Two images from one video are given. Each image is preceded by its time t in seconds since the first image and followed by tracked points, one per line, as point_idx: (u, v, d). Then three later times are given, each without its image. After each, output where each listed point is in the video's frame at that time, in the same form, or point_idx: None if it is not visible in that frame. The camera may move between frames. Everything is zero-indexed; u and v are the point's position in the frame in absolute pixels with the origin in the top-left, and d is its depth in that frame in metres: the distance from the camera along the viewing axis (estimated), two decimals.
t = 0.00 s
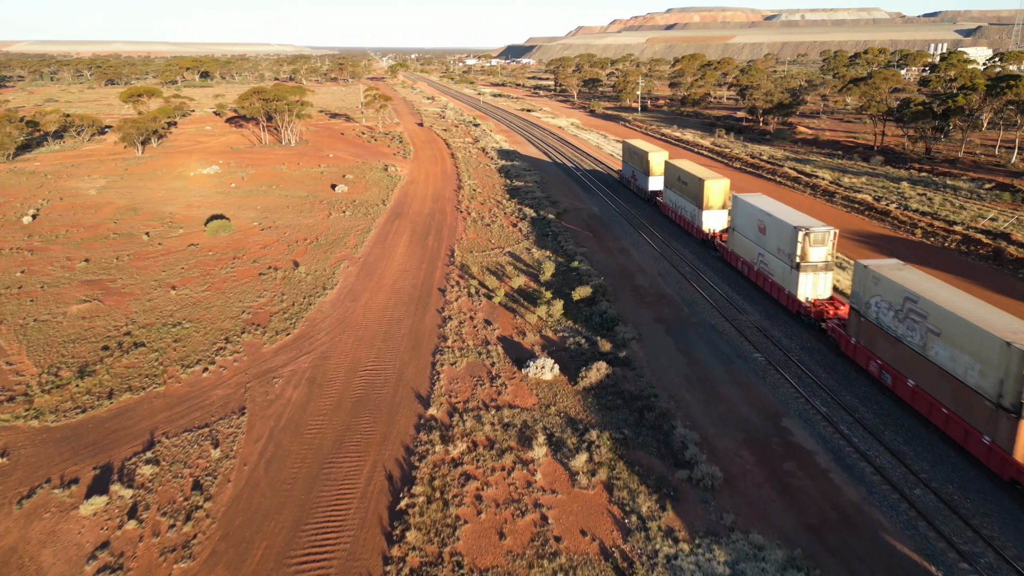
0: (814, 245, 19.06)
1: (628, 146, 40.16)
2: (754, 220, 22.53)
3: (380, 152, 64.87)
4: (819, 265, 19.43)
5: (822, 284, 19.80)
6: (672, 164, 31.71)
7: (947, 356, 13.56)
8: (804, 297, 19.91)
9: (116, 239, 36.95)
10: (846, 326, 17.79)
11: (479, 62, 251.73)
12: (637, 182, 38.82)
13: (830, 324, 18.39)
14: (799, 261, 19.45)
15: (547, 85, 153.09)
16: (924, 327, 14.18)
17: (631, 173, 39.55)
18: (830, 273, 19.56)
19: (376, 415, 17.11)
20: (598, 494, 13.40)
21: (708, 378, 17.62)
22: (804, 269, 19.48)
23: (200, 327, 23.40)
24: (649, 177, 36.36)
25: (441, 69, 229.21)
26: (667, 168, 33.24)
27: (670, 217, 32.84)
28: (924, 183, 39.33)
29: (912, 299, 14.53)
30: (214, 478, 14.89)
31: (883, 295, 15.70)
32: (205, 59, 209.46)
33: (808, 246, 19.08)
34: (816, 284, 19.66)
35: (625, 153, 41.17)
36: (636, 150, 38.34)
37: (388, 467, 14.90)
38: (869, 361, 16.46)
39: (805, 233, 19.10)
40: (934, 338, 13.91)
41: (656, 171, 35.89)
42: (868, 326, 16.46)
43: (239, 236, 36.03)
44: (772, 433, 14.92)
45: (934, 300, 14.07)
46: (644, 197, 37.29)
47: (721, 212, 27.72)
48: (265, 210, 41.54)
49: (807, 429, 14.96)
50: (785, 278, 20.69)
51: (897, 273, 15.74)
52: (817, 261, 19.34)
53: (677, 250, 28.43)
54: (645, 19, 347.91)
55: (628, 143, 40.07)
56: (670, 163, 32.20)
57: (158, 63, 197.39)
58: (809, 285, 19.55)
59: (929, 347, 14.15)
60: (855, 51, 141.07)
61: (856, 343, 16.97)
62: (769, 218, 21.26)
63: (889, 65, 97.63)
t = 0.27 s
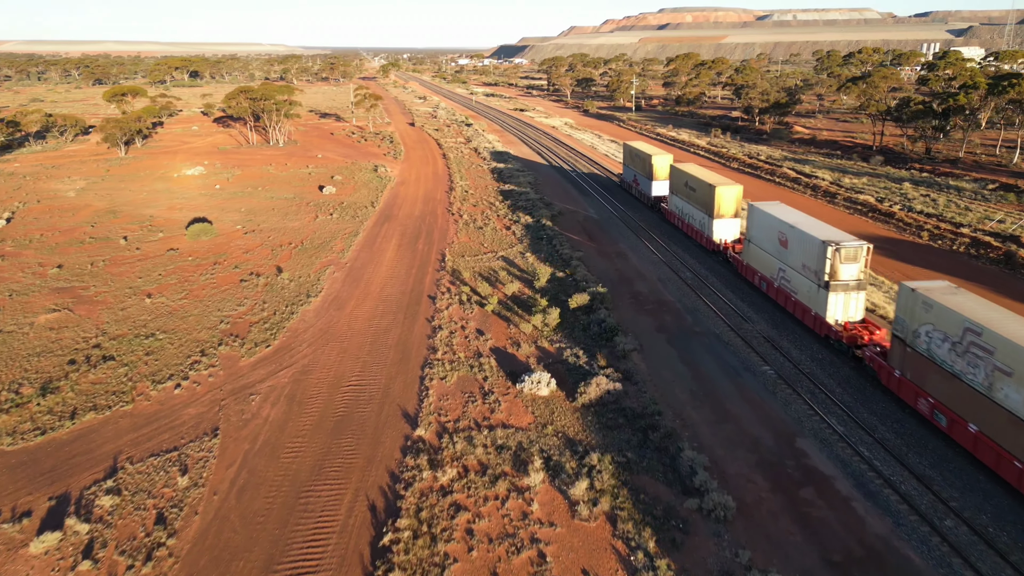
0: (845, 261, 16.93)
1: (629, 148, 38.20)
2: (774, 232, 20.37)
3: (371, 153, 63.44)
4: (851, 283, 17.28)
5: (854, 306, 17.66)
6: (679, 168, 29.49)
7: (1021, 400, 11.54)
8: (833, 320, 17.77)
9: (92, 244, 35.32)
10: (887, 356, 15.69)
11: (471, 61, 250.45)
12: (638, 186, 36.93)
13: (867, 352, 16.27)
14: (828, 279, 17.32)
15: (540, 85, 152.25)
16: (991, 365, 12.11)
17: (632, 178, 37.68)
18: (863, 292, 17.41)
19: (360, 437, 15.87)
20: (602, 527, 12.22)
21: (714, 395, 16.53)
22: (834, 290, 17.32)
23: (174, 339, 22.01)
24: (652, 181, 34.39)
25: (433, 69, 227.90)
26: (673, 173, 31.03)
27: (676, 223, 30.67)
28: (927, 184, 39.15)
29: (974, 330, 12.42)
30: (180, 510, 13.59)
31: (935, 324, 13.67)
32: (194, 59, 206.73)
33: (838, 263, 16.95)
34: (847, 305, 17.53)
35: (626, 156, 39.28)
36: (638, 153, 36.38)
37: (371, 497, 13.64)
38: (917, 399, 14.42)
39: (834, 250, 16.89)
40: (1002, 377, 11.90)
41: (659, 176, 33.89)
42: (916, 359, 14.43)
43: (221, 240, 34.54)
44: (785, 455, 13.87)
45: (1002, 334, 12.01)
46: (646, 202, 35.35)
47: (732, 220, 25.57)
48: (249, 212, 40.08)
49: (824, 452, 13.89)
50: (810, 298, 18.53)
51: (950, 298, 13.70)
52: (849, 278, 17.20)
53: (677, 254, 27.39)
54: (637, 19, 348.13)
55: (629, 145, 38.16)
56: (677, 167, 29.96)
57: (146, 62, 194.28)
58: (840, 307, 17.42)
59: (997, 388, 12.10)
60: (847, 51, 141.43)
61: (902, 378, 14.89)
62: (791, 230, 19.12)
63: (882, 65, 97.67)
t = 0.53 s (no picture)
0: (887, 283, 15.21)
1: (631, 151, 36.41)
2: (801, 248, 18.66)
3: (361, 153, 62.04)
4: (891, 307, 15.61)
5: (895, 332, 16.02)
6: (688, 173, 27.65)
7: None
8: (872, 348, 16.06)
9: (66, 249, 33.65)
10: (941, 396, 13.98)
11: (463, 61, 248.90)
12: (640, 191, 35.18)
13: (916, 389, 14.58)
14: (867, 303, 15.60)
15: (533, 85, 151.32)
16: None
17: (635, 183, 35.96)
18: (905, 319, 15.81)
19: (341, 462, 14.64)
20: (606, 565, 11.07)
21: (723, 413, 15.43)
22: (873, 314, 15.72)
23: (146, 352, 20.60)
24: (658, 187, 32.54)
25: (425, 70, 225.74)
26: (680, 178, 29.20)
27: (684, 233, 28.74)
28: (930, 184, 38.95)
29: None
30: (139, 549, 12.29)
31: (1004, 362, 11.88)
32: (182, 59, 203.42)
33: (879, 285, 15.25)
34: (888, 332, 15.89)
35: (627, 159, 37.55)
36: (641, 156, 34.54)
37: (352, 532, 12.43)
38: (983, 449, 12.63)
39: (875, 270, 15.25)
40: None
41: (665, 182, 32.06)
42: (980, 402, 12.64)
43: (203, 244, 33.00)
44: (803, 483, 12.81)
45: None
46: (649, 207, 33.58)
47: (748, 231, 23.80)
48: (234, 216, 38.60)
49: (844, 479, 12.81)
50: (845, 322, 16.80)
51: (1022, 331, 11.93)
52: (890, 302, 15.53)
53: (678, 259, 26.34)
54: (630, 19, 348.53)
55: (631, 148, 36.38)
56: (685, 172, 28.12)
57: (134, 62, 191.24)
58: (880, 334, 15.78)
59: None
60: (840, 52, 141.78)
61: (962, 423, 13.13)
62: (822, 245, 17.38)
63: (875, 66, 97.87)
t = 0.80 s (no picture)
0: (944, 313, 13.30)
1: (635, 155, 34.47)
2: (836, 268, 16.68)
3: (353, 155, 60.58)
4: (949, 341, 13.59)
5: (952, 370, 13.96)
6: (700, 181, 25.60)
7: None
8: (924, 387, 14.06)
9: (40, 255, 31.98)
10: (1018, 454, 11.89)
11: (457, 61, 247.60)
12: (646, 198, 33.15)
13: (985, 441, 12.52)
14: (920, 335, 13.61)
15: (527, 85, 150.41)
16: None
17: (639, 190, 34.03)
18: (964, 354, 13.73)
19: (323, 493, 13.44)
20: None
21: (735, 438, 14.37)
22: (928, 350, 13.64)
23: (117, 369, 19.19)
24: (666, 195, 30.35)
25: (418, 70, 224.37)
26: (690, 186, 27.18)
27: (696, 244, 26.67)
28: (934, 186, 38.78)
29: None
30: None
31: None
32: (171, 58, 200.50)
33: (935, 314, 13.29)
34: (943, 370, 13.84)
35: (630, 162, 35.62)
36: (646, 160, 32.53)
37: None
38: None
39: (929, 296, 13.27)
40: None
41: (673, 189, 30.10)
42: None
43: (184, 250, 31.15)
44: (826, 518, 11.75)
45: None
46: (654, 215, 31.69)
47: (768, 245, 21.75)
48: (218, 219, 37.12)
49: (871, 515, 11.76)
50: (891, 355, 14.78)
51: None
52: (946, 335, 13.54)
53: (680, 266, 25.32)
54: (624, 19, 348.59)
55: (635, 151, 34.39)
56: (696, 179, 26.09)
57: (122, 61, 188.17)
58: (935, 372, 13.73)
59: None
60: (833, 52, 142.24)
61: None
62: (862, 267, 15.43)
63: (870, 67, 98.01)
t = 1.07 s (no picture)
0: None
1: (643, 162, 32.27)
2: (886, 299, 14.64)
3: (346, 156, 59.14)
4: None
5: None
6: (716, 192, 23.40)
7: None
8: (1004, 447, 11.98)
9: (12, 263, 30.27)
10: None
11: (452, 61, 246.04)
12: (655, 207, 30.92)
13: None
14: (999, 386, 11.57)
15: (523, 85, 149.23)
16: None
17: (648, 199, 31.83)
18: None
19: (301, 537, 12.18)
20: None
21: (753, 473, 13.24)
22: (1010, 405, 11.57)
23: (83, 392, 17.74)
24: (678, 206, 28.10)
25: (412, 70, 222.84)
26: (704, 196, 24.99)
27: (712, 259, 24.51)
28: (942, 189, 38.19)
29: None
30: None
31: None
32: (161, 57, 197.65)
33: (1017, 361, 11.23)
34: None
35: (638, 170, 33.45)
36: (655, 168, 30.34)
37: None
38: None
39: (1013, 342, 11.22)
40: None
41: (685, 200, 27.89)
42: None
43: (166, 258, 29.40)
44: (858, 567, 10.63)
45: None
46: (663, 226, 29.53)
47: (797, 265, 19.55)
48: (203, 224, 35.57)
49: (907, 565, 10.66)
50: (957, 405, 12.73)
51: None
52: None
53: (684, 276, 24.25)
54: (620, 19, 348.03)
55: (642, 157, 32.23)
56: (712, 189, 23.85)
57: (112, 60, 185.37)
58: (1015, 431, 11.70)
59: None
60: (829, 52, 142.06)
61: None
62: (920, 300, 13.37)
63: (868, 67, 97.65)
